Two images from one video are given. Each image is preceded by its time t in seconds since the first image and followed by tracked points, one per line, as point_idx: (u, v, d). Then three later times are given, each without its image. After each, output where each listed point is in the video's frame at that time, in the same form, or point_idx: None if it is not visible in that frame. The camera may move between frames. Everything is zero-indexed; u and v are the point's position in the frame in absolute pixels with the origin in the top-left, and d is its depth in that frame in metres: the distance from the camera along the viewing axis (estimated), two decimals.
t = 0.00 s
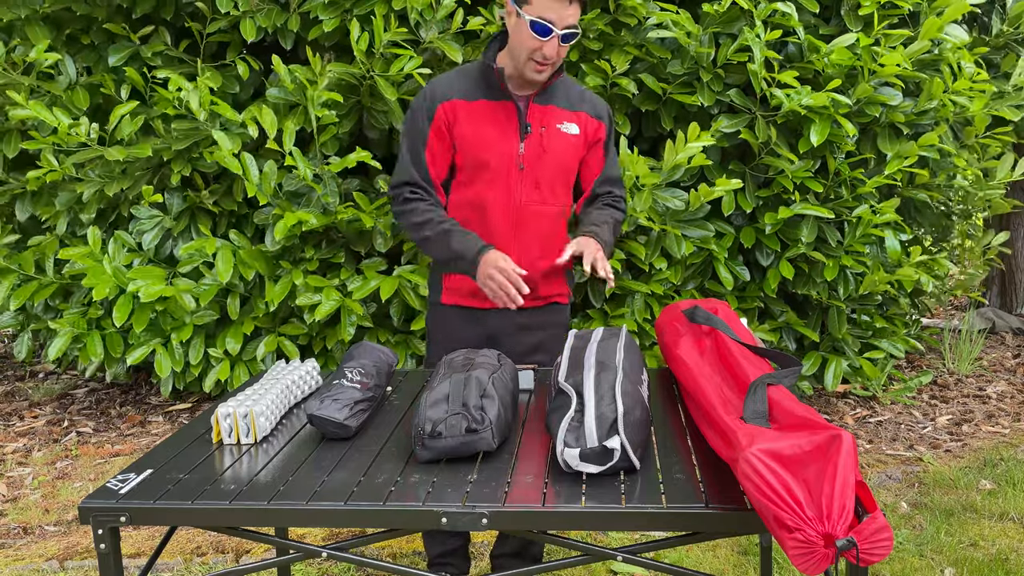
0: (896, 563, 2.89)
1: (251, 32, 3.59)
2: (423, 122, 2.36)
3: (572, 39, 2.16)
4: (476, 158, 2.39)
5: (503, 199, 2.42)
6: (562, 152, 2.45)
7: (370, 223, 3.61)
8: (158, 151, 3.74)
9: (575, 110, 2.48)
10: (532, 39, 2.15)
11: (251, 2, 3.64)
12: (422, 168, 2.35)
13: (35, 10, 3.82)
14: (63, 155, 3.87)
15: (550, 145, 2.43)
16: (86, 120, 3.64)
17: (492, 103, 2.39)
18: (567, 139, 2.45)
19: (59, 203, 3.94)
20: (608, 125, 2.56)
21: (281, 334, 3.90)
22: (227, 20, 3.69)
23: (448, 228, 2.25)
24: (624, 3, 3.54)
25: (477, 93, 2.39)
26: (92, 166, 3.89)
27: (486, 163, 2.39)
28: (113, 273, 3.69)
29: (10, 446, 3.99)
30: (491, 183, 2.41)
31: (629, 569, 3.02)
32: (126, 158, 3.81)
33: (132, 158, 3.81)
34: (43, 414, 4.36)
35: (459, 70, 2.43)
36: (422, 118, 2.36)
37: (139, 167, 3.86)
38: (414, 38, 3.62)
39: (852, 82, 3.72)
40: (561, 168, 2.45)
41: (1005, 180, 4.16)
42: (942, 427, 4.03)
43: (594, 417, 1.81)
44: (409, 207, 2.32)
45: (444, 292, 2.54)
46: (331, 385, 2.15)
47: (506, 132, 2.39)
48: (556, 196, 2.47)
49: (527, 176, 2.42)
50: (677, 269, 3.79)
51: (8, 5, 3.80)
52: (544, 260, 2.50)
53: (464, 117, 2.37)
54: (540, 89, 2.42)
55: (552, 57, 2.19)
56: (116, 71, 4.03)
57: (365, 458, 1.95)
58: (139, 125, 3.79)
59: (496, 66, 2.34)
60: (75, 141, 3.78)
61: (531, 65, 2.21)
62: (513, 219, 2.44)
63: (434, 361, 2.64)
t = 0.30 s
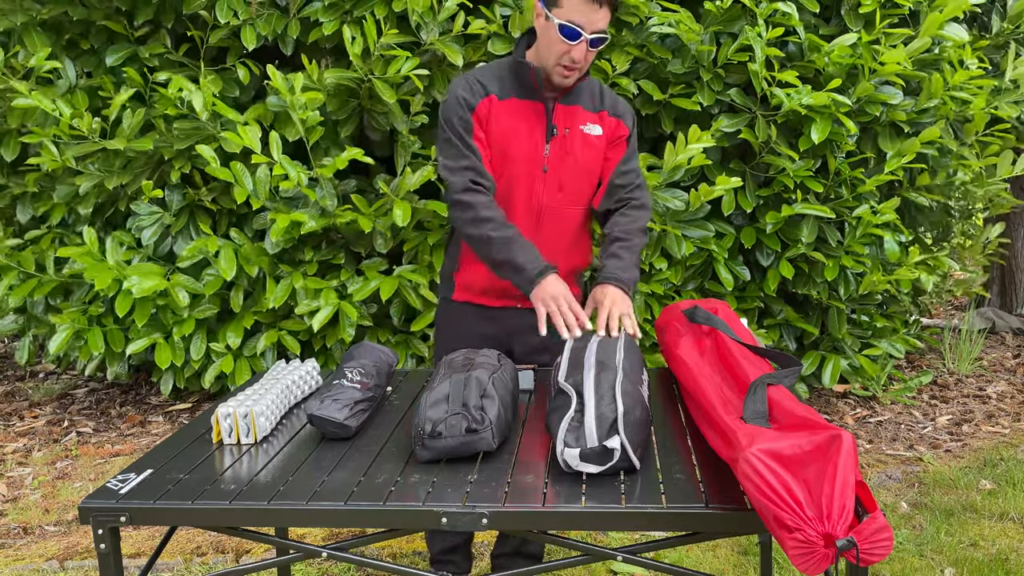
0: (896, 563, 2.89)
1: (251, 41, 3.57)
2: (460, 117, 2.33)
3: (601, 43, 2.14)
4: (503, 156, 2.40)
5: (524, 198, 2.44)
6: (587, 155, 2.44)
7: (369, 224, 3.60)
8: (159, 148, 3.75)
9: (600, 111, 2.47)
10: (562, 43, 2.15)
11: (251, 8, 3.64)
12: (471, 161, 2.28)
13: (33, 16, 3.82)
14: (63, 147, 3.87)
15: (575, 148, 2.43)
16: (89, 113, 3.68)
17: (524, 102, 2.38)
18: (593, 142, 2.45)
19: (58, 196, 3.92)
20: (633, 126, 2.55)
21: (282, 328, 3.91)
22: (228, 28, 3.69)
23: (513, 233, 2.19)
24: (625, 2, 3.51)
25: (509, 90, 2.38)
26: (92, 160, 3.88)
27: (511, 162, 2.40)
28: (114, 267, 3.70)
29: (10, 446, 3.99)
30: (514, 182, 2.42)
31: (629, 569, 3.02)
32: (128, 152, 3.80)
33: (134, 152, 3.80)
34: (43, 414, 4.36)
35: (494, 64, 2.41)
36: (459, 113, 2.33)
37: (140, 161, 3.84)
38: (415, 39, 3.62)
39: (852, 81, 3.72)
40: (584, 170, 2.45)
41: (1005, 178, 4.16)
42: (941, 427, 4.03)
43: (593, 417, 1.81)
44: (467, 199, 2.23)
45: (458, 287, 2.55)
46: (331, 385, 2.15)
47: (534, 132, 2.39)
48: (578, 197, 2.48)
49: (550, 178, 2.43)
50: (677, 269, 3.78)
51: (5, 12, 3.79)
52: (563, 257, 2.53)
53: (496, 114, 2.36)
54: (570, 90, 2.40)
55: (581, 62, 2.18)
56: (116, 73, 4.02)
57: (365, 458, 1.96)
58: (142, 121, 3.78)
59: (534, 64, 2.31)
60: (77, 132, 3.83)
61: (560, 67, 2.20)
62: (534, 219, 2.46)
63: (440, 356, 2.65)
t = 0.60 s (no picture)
0: (896, 563, 2.89)
1: (250, 36, 3.58)
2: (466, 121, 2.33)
3: (606, 51, 2.14)
4: (508, 160, 2.40)
5: (529, 202, 2.44)
6: (594, 160, 2.44)
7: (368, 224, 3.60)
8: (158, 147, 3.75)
9: (609, 116, 2.47)
10: (568, 52, 2.15)
11: (251, 4, 3.64)
12: (476, 165, 2.29)
13: (31, 9, 3.83)
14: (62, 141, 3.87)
15: (582, 153, 2.42)
16: (94, 107, 3.68)
17: (531, 107, 2.39)
18: (599, 147, 2.44)
19: (58, 194, 3.90)
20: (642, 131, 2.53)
21: (281, 333, 3.90)
22: (227, 25, 3.69)
23: (516, 244, 2.20)
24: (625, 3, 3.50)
25: (516, 93, 2.39)
26: (92, 157, 3.88)
27: (517, 166, 2.40)
28: (116, 267, 3.70)
29: (10, 446, 3.99)
30: (519, 186, 2.43)
31: (629, 569, 3.01)
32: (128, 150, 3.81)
33: (135, 150, 3.81)
34: (43, 414, 4.36)
35: (501, 68, 2.41)
36: (465, 117, 2.33)
37: (141, 160, 3.85)
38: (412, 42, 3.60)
39: (853, 81, 3.72)
40: (591, 175, 2.45)
41: (1005, 177, 4.16)
42: (942, 427, 4.03)
43: (593, 417, 1.81)
44: (470, 207, 2.23)
45: (461, 288, 2.56)
46: (331, 385, 2.15)
47: (540, 137, 2.39)
48: (584, 202, 2.47)
49: (555, 183, 2.43)
50: (677, 269, 3.78)
51: (4, 4, 3.81)
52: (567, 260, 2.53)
53: (503, 117, 2.37)
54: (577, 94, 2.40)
55: (586, 69, 2.19)
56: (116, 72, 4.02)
57: (365, 457, 1.96)
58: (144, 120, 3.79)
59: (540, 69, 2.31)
60: (80, 125, 3.79)
61: (565, 73, 2.20)
62: (540, 222, 2.46)
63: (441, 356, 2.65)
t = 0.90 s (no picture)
0: (896, 563, 2.89)
1: (250, 30, 3.60)
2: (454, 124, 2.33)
3: (589, 49, 2.15)
4: (497, 162, 2.41)
5: (519, 203, 2.45)
6: (582, 161, 2.45)
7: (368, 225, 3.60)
8: (159, 146, 3.75)
9: (596, 116, 2.47)
10: (550, 51, 2.15)
11: None
12: (469, 166, 2.29)
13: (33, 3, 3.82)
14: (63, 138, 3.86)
15: (569, 154, 2.43)
16: (96, 104, 3.66)
17: (518, 109, 2.39)
18: (587, 147, 2.45)
19: (58, 195, 3.90)
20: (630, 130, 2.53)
21: (281, 333, 3.89)
22: (226, 18, 3.69)
23: (510, 244, 2.20)
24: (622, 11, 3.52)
25: (504, 95, 2.39)
26: (92, 155, 3.88)
27: (505, 168, 2.41)
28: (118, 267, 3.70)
29: (10, 447, 3.99)
30: (508, 188, 2.44)
31: (629, 569, 3.01)
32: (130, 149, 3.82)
33: (136, 150, 3.81)
34: (43, 414, 4.36)
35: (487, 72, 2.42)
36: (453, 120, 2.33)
37: (142, 159, 3.85)
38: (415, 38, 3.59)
39: (853, 82, 3.72)
40: (581, 176, 2.45)
41: (1005, 177, 4.16)
42: (942, 427, 4.03)
43: (593, 417, 1.81)
44: (464, 207, 2.24)
45: (453, 290, 2.57)
46: (331, 385, 2.15)
47: (528, 139, 2.40)
48: (574, 202, 2.48)
49: (544, 184, 2.44)
50: (677, 269, 3.78)
51: None
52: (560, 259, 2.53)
53: (492, 120, 2.38)
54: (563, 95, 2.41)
55: (570, 68, 2.18)
56: (116, 67, 4.01)
57: (365, 458, 1.96)
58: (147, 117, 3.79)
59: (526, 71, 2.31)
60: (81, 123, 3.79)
61: (550, 74, 2.21)
62: (530, 223, 2.46)
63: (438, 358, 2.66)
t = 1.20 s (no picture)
0: (896, 563, 2.89)
1: (250, 32, 3.59)
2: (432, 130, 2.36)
3: (557, 37, 2.18)
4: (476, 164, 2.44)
5: (501, 204, 2.47)
6: (560, 158, 2.46)
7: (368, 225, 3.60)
8: (159, 144, 3.74)
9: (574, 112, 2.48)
10: (519, 42, 2.19)
11: None
12: (452, 166, 2.31)
13: (32, 7, 3.86)
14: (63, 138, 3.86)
15: (548, 152, 2.44)
16: (95, 104, 3.67)
17: (494, 111, 2.42)
18: (565, 144, 2.46)
19: (58, 190, 3.92)
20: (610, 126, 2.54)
21: (281, 330, 3.89)
22: (227, 17, 3.69)
23: (499, 236, 2.20)
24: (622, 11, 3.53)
25: (482, 97, 2.42)
26: (92, 154, 3.88)
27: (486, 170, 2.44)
28: (116, 266, 3.70)
29: (10, 446, 3.99)
30: (489, 189, 2.46)
31: (629, 569, 3.01)
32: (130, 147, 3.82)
33: (136, 149, 3.81)
34: (43, 414, 4.36)
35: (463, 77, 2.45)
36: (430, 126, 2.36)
37: (143, 157, 3.85)
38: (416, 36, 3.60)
39: (854, 83, 3.72)
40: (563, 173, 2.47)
41: (1005, 178, 4.16)
42: (942, 427, 4.03)
43: (593, 417, 1.81)
44: (451, 205, 2.25)
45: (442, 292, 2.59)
46: (331, 385, 2.15)
47: (505, 139, 2.43)
48: (558, 198, 2.49)
49: (525, 183, 2.45)
50: (677, 269, 3.78)
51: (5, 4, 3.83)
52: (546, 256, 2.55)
53: (471, 122, 2.41)
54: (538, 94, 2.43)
55: (542, 58, 2.21)
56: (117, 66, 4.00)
57: (365, 458, 1.96)
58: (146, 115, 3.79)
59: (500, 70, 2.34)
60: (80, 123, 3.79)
61: (522, 68, 2.24)
62: (514, 221, 2.48)
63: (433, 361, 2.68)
